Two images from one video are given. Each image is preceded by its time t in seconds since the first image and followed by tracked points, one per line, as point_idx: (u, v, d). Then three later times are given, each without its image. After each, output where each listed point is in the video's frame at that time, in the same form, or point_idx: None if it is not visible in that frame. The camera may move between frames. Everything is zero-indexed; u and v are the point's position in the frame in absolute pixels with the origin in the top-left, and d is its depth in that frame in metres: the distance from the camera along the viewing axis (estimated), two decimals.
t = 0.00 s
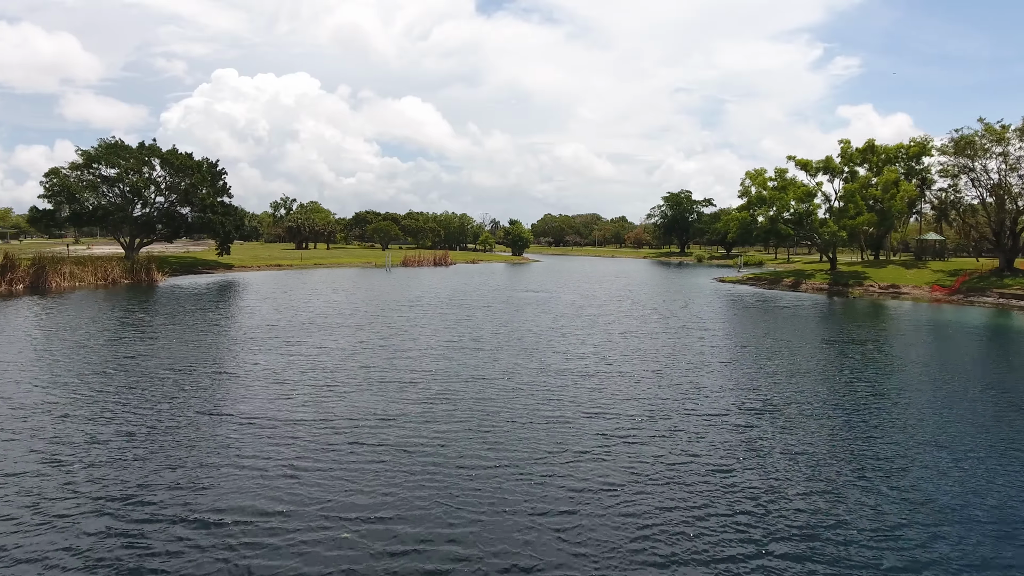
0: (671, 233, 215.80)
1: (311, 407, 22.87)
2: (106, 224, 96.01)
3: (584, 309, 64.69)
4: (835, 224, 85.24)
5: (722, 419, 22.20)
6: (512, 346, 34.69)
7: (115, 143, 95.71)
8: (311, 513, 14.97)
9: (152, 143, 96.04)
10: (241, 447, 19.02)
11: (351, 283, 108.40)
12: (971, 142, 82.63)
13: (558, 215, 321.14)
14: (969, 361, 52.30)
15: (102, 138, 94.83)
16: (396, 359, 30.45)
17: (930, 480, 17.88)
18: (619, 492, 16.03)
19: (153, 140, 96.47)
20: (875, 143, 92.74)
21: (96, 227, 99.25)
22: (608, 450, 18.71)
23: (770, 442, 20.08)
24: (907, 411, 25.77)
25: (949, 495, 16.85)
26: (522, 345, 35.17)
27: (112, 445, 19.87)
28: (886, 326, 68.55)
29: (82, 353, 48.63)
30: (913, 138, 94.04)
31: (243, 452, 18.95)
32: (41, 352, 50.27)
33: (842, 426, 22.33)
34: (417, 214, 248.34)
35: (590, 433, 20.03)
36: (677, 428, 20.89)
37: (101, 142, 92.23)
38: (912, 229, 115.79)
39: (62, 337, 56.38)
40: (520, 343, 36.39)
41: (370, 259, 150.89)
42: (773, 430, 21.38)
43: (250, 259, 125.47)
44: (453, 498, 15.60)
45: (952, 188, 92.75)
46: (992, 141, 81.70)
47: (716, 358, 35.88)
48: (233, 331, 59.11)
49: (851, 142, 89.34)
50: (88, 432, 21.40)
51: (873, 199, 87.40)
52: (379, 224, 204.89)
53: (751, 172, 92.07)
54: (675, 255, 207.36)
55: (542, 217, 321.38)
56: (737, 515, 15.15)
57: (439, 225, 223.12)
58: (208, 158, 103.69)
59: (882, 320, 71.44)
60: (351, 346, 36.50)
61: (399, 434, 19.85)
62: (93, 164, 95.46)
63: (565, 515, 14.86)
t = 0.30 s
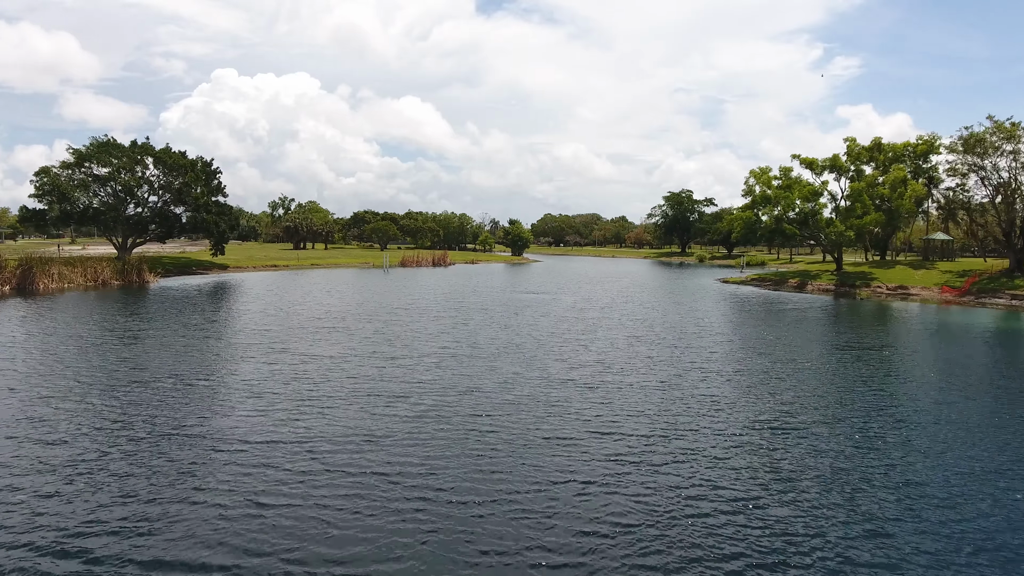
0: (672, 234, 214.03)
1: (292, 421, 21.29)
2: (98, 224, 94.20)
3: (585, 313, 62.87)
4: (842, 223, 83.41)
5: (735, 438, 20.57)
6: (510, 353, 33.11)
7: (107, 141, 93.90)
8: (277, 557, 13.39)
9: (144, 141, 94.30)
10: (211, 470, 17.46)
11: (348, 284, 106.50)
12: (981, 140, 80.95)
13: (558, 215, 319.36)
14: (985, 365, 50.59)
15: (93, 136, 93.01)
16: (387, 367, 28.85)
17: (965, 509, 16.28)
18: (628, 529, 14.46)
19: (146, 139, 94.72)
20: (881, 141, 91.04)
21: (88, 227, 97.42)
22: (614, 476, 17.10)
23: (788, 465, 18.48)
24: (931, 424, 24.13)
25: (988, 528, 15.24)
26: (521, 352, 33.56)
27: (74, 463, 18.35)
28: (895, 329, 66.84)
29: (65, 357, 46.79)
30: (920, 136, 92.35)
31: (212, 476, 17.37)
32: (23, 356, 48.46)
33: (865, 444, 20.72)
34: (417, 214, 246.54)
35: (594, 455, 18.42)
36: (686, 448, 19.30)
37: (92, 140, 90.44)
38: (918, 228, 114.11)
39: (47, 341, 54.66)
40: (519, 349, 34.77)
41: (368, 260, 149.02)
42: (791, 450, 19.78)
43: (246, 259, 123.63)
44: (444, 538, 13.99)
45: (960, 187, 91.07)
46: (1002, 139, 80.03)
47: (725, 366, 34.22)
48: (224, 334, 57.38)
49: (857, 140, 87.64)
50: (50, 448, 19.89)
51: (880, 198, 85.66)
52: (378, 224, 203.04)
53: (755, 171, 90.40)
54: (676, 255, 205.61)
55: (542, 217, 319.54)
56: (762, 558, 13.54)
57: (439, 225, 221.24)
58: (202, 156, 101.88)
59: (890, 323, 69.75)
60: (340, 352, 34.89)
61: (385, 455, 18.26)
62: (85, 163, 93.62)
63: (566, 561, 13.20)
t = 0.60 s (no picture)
0: (673, 234, 212.28)
1: (270, 438, 19.50)
2: (90, 224, 92.42)
3: (587, 316, 61.04)
4: (848, 223, 81.63)
5: (755, 462, 18.78)
6: (508, 359, 31.36)
7: (98, 139, 91.98)
8: None
9: (137, 139, 92.40)
10: (175, 500, 15.70)
11: (344, 285, 104.80)
12: (991, 138, 79.18)
13: (558, 215, 317.68)
14: (1002, 368, 48.84)
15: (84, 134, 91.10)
16: (377, 374, 27.12)
17: (1017, 548, 14.55)
18: None
19: (138, 137, 92.83)
20: (888, 139, 89.21)
21: (79, 228, 95.57)
22: (624, 511, 15.34)
23: (816, 496, 16.71)
24: (961, 439, 22.40)
25: None
26: (520, 358, 31.81)
27: (25, 492, 16.59)
28: (905, 332, 65.10)
29: (47, 361, 44.94)
30: (928, 134, 90.48)
31: (176, 506, 15.61)
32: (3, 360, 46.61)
33: (896, 469, 18.95)
34: (416, 214, 244.53)
35: (602, 484, 16.66)
36: (702, 475, 17.52)
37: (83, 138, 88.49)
38: (925, 228, 112.37)
39: (30, 344, 52.71)
40: (517, 354, 33.02)
41: (366, 260, 147.18)
42: (817, 477, 17.99)
43: (242, 260, 121.83)
44: None
45: (969, 186, 89.32)
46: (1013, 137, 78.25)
47: (735, 373, 32.43)
48: (214, 336, 55.56)
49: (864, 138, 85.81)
50: (5, 468, 18.17)
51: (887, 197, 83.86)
52: (376, 224, 201.05)
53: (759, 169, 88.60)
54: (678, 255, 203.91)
55: (542, 216, 317.69)
56: None
57: (438, 224, 219.37)
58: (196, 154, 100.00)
59: (898, 325, 68.04)
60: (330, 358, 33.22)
61: (370, 483, 16.55)
62: (76, 161, 91.72)
63: None
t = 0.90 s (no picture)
0: (674, 234, 210.77)
1: (235, 455, 17.39)
2: (81, 224, 90.61)
3: (588, 319, 59.05)
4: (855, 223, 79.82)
5: (781, 481, 16.65)
6: (505, 364, 29.33)
7: (90, 137, 90.23)
8: None
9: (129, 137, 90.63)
10: (121, 525, 13.65)
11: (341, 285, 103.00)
12: (1001, 136, 77.51)
13: (558, 216, 316.03)
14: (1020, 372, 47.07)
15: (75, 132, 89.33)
16: (362, 383, 25.07)
17: None
18: None
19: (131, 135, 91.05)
20: (895, 137, 87.47)
21: (70, 227, 93.74)
22: (637, 537, 13.49)
23: (855, 520, 14.58)
24: (1002, 448, 20.46)
25: None
26: (518, 363, 29.83)
27: None
28: (915, 334, 63.32)
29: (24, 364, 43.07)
30: (935, 132, 88.82)
31: (126, 527, 13.68)
32: None
33: (939, 483, 16.88)
34: (415, 214, 242.81)
35: (610, 505, 14.82)
36: (722, 498, 15.43)
37: (74, 136, 86.66)
38: (930, 228, 110.70)
39: (10, 347, 50.81)
40: (515, 359, 31.00)
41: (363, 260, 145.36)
42: (854, 496, 15.86)
43: (238, 260, 120.02)
44: None
45: (977, 185, 87.62)
46: None
47: (747, 374, 30.50)
48: (203, 338, 53.69)
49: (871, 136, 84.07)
50: None
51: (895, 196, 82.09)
52: (374, 224, 199.20)
53: (764, 167, 86.76)
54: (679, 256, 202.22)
55: (542, 216, 315.99)
56: None
57: (437, 224, 217.69)
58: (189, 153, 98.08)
59: (907, 327, 66.25)
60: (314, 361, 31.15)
61: (350, 501, 14.71)
62: (67, 160, 89.93)
63: None
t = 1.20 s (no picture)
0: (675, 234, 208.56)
1: (199, 483, 15.67)
2: (71, 223, 88.89)
3: (590, 321, 57.28)
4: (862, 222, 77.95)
5: (809, 512, 14.94)
6: (501, 372, 27.63)
7: (81, 134, 88.53)
8: None
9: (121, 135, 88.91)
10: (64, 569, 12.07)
11: (336, 286, 101.28)
12: (1011, 133, 75.80)
13: (558, 215, 314.28)
14: None
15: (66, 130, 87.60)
16: (345, 395, 23.30)
17: None
18: None
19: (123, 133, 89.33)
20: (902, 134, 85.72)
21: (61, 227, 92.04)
22: None
23: (896, 562, 12.90)
24: None
25: None
26: (515, 370, 28.09)
27: None
28: (925, 336, 61.61)
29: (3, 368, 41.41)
30: (943, 130, 87.13)
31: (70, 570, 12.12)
32: None
33: (987, 513, 15.13)
34: (414, 214, 241.03)
35: (618, 543, 13.18)
36: (743, 533, 13.80)
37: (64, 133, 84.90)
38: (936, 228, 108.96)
39: None
40: (511, 365, 29.23)
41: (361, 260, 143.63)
42: (894, 532, 14.08)
43: (233, 260, 118.30)
44: None
45: (986, 183, 85.90)
46: None
47: (759, 382, 28.70)
48: (191, 341, 52.00)
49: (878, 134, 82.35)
50: None
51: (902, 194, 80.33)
52: (373, 224, 197.39)
53: (768, 166, 85.02)
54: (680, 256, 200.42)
55: (542, 216, 313.87)
56: None
57: (436, 224, 215.87)
58: (182, 151, 96.26)
59: (917, 329, 64.53)
60: (298, 365, 29.42)
61: (325, 539, 13.08)
62: (57, 158, 88.21)
63: None
